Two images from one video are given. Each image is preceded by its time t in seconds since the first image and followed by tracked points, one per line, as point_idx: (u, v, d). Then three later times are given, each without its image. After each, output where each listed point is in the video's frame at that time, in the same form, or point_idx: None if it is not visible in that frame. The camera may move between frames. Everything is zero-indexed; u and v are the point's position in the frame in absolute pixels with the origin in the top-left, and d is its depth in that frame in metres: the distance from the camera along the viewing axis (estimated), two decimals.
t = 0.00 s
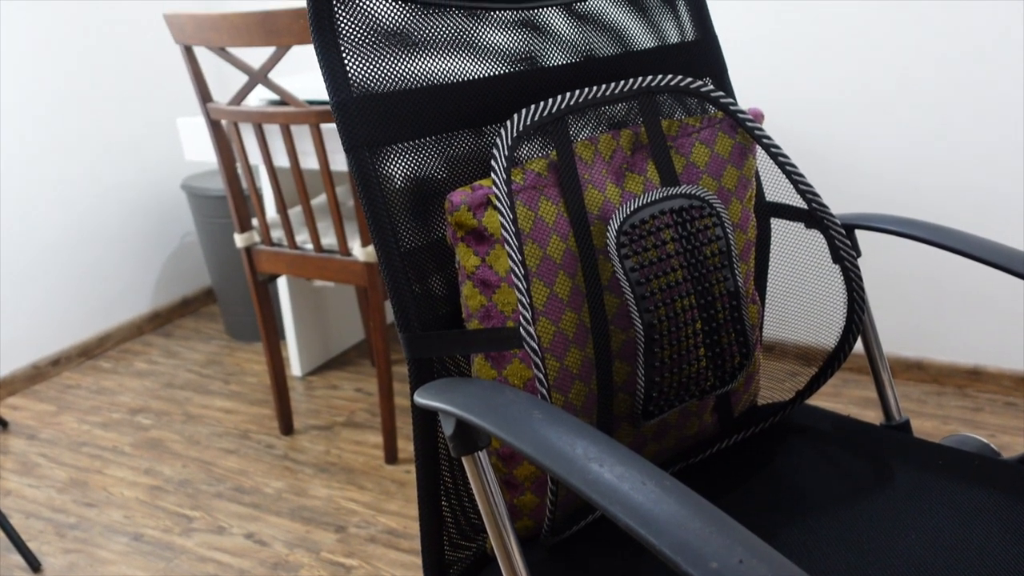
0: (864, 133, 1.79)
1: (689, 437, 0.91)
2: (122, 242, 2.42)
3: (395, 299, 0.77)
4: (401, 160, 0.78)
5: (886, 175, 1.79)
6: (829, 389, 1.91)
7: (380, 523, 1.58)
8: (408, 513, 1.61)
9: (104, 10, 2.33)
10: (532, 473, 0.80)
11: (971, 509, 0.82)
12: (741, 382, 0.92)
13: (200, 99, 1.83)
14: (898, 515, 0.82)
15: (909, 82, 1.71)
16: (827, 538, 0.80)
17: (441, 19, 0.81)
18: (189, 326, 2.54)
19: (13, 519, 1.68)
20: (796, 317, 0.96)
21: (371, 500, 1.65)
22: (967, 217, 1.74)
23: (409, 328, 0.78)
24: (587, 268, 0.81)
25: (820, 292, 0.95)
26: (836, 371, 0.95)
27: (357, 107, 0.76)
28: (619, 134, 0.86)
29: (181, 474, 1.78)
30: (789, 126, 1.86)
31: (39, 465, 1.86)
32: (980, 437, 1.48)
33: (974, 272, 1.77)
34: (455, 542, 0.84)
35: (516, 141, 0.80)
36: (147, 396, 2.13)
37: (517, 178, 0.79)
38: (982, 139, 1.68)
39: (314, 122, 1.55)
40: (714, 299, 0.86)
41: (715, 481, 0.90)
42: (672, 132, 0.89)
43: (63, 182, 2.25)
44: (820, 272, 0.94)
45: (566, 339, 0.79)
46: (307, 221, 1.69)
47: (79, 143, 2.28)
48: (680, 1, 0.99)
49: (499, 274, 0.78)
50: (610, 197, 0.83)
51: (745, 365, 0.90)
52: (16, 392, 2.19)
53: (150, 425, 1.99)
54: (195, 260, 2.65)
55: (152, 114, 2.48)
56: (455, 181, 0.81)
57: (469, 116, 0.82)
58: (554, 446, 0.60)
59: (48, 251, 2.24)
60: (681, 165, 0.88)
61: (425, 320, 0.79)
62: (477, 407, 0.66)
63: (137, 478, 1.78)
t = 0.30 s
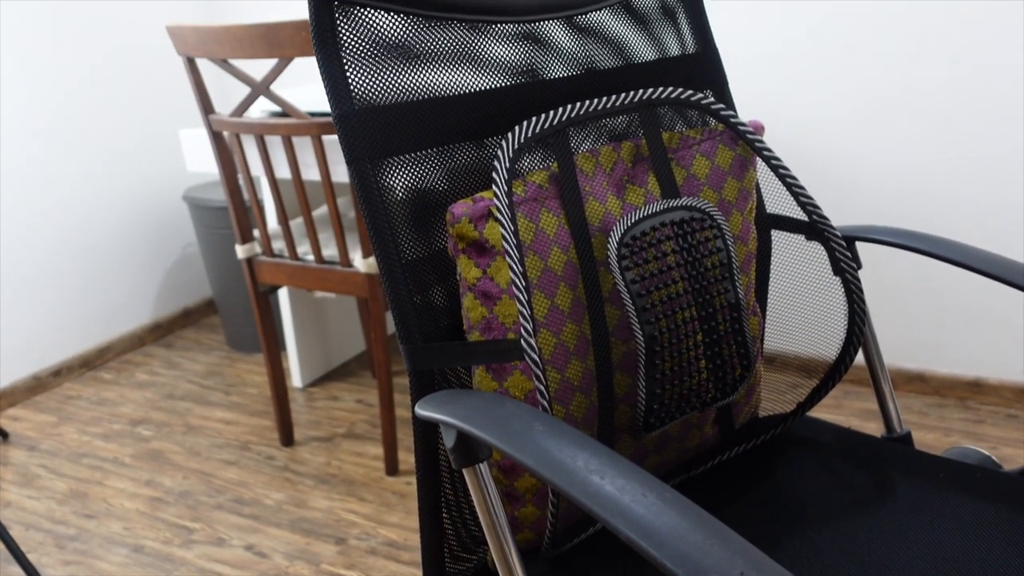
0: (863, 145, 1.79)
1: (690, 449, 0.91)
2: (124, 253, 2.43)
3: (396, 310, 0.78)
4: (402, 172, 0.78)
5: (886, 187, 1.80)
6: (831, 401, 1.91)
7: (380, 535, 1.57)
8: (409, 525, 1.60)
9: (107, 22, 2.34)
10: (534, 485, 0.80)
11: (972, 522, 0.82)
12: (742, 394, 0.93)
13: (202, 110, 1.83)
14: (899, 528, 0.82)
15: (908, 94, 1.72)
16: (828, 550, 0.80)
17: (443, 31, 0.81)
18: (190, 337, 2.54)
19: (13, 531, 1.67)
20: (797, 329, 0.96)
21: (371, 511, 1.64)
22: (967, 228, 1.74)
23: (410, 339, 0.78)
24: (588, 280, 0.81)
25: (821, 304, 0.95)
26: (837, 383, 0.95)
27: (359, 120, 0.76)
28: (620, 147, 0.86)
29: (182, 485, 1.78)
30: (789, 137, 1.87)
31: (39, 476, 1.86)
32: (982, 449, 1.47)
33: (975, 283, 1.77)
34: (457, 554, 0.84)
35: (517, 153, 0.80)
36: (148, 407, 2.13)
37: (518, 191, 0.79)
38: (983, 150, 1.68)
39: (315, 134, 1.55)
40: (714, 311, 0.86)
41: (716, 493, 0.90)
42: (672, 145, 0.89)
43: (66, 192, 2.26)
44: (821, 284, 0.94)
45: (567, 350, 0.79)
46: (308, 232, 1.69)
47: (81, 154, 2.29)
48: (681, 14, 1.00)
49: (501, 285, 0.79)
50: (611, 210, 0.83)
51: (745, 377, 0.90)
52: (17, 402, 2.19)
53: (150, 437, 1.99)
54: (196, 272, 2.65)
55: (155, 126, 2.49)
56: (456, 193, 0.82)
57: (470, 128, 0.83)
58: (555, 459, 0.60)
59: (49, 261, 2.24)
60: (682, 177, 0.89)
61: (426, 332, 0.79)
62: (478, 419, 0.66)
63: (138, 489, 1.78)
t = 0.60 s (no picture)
0: (865, 163, 1.80)
1: (692, 467, 0.91)
2: (127, 269, 2.43)
3: (398, 327, 0.78)
4: (405, 190, 0.79)
5: (887, 205, 1.80)
6: (833, 419, 1.90)
7: (381, 552, 1.57)
8: (409, 542, 1.60)
9: (112, 39, 2.36)
10: (535, 503, 0.80)
11: (976, 541, 0.81)
12: (744, 412, 0.93)
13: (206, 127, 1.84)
14: (902, 547, 0.81)
15: (910, 113, 1.72)
16: (831, 571, 0.79)
17: (447, 50, 0.81)
18: (191, 353, 2.54)
19: (13, 547, 1.67)
20: (799, 347, 0.96)
21: (372, 529, 1.64)
22: (968, 246, 1.74)
23: (412, 357, 0.79)
24: (590, 297, 0.81)
25: (823, 322, 0.95)
26: (839, 401, 0.95)
27: (362, 137, 0.76)
28: (622, 165, 0.87)
29: (182, 501, 1.77)
30: (790, 156, 1.87)
31: (40, 492, 1.85)
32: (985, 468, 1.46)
33: (977, 302, 1.77)
34: (458, 571, 0.84)
35: (520, 171, 0.80)
36: (149, 423, 2.12)
37: (521, 209, 0.79)
38: (984, 168, 1.69)
39: (318, 150, 1.56)
40: (716, 329, 0.87)
41: (719, 512, 0.90)
42: (674, 163, 0.89)
43: (70, 208, 2.27)
44: (823, 301, 0.94)
45: (569, 368, 0.79)
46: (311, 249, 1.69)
47: (85, 169, 2.30)
48: (683, 33, 1.00)
49: (503, 303, 0.79)
50: (613, 227, 0.84)
51: (747, 395, 0.90)
52: (19, 417, 2.19)
53: (151, 452, 1.98)
54: (198, 288, 2.66)
55: (158, 142, 2.50)
56: (458, 210, 0.82)
57: (473, 146, 0.83)
58: (557, 477, 0.59)
59: (51, 277, 2.24)
60: (684, 195, 0.89)
61: (428, 349, 0.79)
62: (480, 436, 0.66)
63: (138, 505, 1.77)
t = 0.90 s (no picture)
0: (866, 183, 1.80)
1: (693, 487, 0.91)
2: (129, 286, 2.44)
3: (400, 346, 0.78)
4: (408, 209, 0.79)
5: (889, 225, 1.80)
6: (835, 439, 1.90)
7: (380, 571, 1.56)
8: (409, 561, 1.59)
9: (117, 57, 2.38)
10: (536, 522, 0.80)
11: (978, 563, 0.81)
12: (745, 432, 0.93)
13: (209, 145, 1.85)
14: (904, 569, 0.81)
15: (909, 133, 1.73)
16: None
17: (450, 70, 0.82)
18: (192, 370, 2.54)
19: (11, 564, 1.66)
20: (801, 366, 0.96)
21: (372, 548, 1.63)
22: (969, 266, 1.75)
23: (414, 375, 0.79)
24: (591, 316, 0.81)
25: (824, 342, 0.95)
26: (841, 421, 0.95)
27: (366, 156, 0.77)
28: (624, 184, 0.87)
29: (182, 519, 1.77)
30: (791, 175, 1.88)
31: (39, 509, 1.85)
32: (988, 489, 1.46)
33: (978, 321, 1.77)
34: None
35: (522, 190, 0.81)
36: (149, 440, 2.12)
37: (522, 228, 0.80)
38: (984, 189, 1.70)
39: (321, 169, 1.56)
40: (717, 348, 0.87)
41: (721, 531, 0.90)
42: (675, 183, 0.90)
43: (73, 225, 2.27)
44: (825, 321, 0.94)
45: (570, 387, 0.79)
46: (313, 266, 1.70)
47: (88, 186, 2.31)
48: (684, 54, 1.01)
49: (504, 321, 0.79)
50: (615, 246, 0.84)
51: (749, 415, 0.90)
52: (19, 434, 2.18)
53: (151, 470, 1.98)
54: (200, 305, 2.66)
55: (162, 160, 2.51)
56: (460, 229, 0.83)
57: (476, 165, 0.83)
58: (557, 496, 0.59)
59: (53, 294, 2.24)
60: (686, 215, 0.89)
61: (430, 368, 0.80)
62: (481, 455, 0.66)
63: (137, 523, 1.77)
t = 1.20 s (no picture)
0: (867, 202, 1.81)
1: (694, 506, 0.90)
2: (131, 302, 2.44)
3: (401, 364, 0.78)
4: (409, 227, 0.79)
5: (890, 245, 1.81)
6: (837, 459, 1.89)
7: None
8: None
9: (121, 75, 2.39)
10: (537, 542, 0.79)
11: None
12: (747, 452, 0.92)
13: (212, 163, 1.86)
14: None
15: (909, 153, 1.74)
16: None
17: (452, 89, 0.82)
18: (193, 388, 2.53)
19: None
20: (802, 386, 0.96)
21: (372, 566, 1.62)
22: (970, 286, 1.75)
23: (415, 394, 0.79)
24: (593, 335, 0.81)
25: (825, 361, 0.95)
26: (842, 441, 0.95)
27: (368, 175, 0.77)
28: (625, 203, 0.87)
29: (181, 537, 1.76)
30: (791, 195, 1.88)
31: (38, 527, 1.84)
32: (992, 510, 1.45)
33: (980, 341, 1.77)
34: None
35: (523, 209, 0.81)
36: (149, 457, 2.11)
37: (524, 246, 0.80)
38: (985, 209, 1.70)
39: (323, 187, 1.57)
40: (719, 367, 0.87)
41: (723, 550, 0.89)
42: (677, 202, 0.90)
43: (75, 241, 2.28)
44: (826, 341, 0.94)
45: (571, 406, 0.79)
46: (314, 284, 1.70)
47: (91, 203, 2.31)
48: (686, 73, 1.02)
49: (506, 339, 0.79)
50: (616, 265, 0.84)
51: (751, 434, 0.90)
52: (19, 451, 2.18)
53: (151, 487, 1.97)
54: (201, 322, 2.66)
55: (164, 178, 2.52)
56: (463, 248, 0.83)
57: (478, 184, 0.84)
58: (558, 515, 0.59)
59: (55, 310, 2.25)
60: (687, 234, 0.90)
61: (431, 386, 0.80)
62: (482, 474, 0.66)
63: (137, 541, 1.76)
